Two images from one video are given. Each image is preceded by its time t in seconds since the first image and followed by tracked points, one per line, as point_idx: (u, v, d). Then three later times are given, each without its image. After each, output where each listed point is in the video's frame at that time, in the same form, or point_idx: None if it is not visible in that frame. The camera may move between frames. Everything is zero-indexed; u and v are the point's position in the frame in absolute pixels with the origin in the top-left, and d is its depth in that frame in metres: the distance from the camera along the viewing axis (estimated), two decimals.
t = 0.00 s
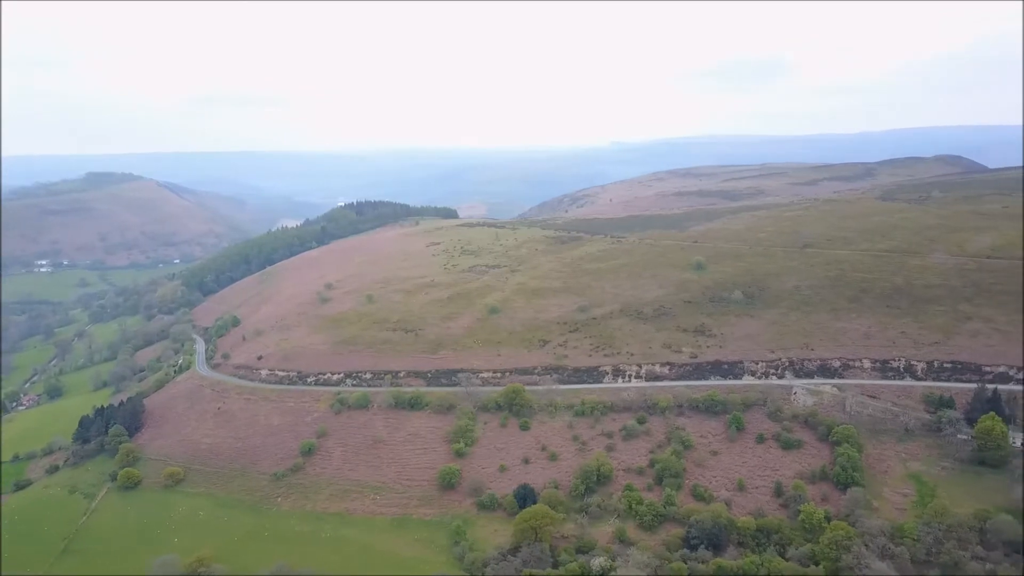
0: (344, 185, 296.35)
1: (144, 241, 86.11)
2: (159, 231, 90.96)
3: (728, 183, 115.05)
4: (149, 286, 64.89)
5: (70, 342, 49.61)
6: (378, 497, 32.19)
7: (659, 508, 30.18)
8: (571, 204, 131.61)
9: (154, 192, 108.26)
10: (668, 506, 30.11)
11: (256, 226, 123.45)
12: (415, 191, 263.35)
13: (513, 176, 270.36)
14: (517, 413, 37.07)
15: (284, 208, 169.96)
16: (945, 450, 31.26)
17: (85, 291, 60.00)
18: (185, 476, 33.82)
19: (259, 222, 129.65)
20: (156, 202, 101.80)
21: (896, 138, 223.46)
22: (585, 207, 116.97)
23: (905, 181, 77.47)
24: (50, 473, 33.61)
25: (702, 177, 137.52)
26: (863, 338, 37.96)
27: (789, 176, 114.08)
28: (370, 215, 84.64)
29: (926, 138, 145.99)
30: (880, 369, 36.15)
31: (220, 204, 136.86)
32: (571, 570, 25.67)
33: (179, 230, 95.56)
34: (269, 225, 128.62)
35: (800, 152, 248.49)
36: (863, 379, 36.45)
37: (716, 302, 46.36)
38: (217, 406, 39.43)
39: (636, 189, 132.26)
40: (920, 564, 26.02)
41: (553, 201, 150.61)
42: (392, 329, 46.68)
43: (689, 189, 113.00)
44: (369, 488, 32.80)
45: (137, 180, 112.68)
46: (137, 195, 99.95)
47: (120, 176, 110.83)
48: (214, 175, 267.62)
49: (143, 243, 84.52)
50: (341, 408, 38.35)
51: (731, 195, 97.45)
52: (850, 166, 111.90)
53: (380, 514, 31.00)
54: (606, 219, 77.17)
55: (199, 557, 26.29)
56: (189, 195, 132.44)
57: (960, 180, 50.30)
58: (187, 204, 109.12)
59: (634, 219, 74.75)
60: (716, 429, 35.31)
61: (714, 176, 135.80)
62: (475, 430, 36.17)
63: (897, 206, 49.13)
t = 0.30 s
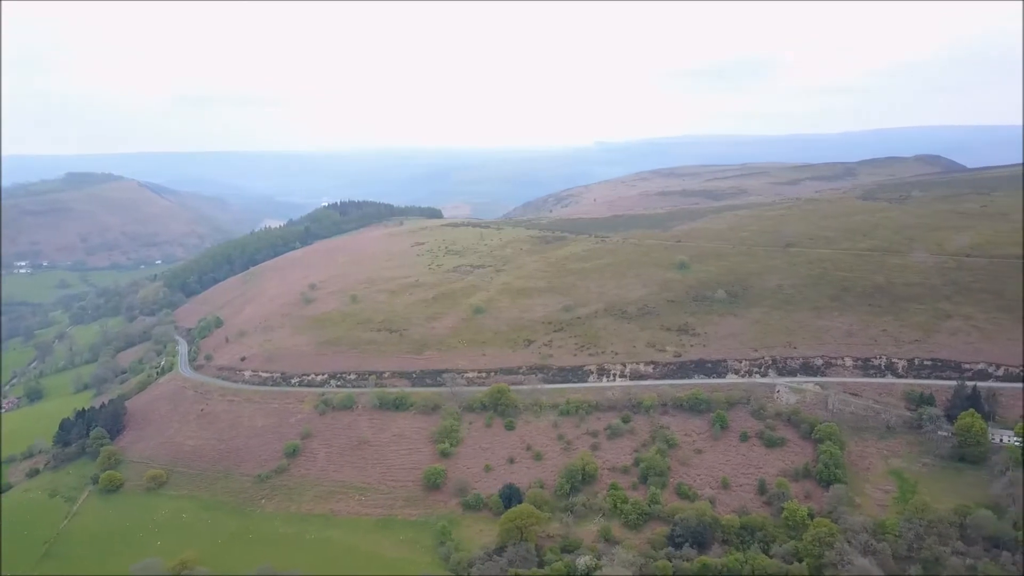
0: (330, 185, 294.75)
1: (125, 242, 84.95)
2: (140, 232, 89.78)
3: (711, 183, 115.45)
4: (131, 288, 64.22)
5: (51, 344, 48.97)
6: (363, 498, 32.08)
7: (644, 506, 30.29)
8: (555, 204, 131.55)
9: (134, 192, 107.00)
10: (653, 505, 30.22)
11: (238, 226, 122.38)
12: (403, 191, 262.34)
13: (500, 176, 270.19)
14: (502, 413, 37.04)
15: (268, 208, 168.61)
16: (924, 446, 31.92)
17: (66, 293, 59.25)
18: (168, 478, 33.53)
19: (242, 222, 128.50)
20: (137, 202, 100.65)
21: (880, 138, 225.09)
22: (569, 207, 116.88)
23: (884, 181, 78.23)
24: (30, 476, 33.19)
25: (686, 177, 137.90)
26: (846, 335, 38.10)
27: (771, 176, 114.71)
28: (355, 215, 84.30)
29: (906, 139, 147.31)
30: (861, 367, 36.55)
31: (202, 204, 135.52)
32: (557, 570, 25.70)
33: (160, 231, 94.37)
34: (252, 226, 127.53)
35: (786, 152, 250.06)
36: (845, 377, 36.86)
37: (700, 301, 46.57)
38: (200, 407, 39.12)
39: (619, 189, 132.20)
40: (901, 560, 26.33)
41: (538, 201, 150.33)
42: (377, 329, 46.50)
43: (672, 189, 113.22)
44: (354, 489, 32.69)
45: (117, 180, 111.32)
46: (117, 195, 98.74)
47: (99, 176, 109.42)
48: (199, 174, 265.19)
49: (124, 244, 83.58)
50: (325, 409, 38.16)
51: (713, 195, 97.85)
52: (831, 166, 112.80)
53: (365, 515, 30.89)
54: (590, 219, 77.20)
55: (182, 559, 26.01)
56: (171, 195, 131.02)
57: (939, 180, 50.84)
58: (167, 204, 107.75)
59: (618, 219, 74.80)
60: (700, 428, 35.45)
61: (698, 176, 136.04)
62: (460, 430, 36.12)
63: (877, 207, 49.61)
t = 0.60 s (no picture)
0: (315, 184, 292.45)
1: (103, 242, 83.70)
2: (119, 232, 88.48)
3: (693, 183, 115.76)
4: (110, 290, 63.38)
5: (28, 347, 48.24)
6: (345, 499, 31.94)
7: (627, 505, 30.41)
8: (538, 204, 131.29)
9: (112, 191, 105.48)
10: (635, 503, 30.33)
11: (218, 227, 120.99)
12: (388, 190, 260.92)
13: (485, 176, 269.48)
14: (485, 413, 37.01)
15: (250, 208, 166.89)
16: (902, 441, 32.19)
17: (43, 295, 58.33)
18: (148, 481, 33.22)
19: (222, 223, 127.13)
20: (115, 203, 99.27)
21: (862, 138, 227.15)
22: (551, 207, 116.82)
23: (861, 181, 79.11)
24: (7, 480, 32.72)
25: (668, 176, 138.09)
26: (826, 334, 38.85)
27: (751, 176, 115.17)
28: (336, 215, 83.83)
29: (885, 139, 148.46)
30: (841, 365, 37.05)
31: (182, 204, 133.87)
32: (539, 569, 25.77)
33: (139, 231, 93.05)
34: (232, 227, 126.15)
35: (770, 151, 251.29)
36: (824, 374, 37.33)
37: (681, 300, 46.81)
38: (181, 409, 38.79)
39: (602, 189, 132.19)
40: (881, 556, 26.68)
41: (521, 200, 150.03)
42: (358, 329, 46.24)
43: (653, 189, 113.46)
44: (336, 490, 32.51)
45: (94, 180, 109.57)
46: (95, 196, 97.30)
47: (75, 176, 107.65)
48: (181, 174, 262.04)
49: (103, 245, 82.52)
50: (307, 410, 37.91)
51: (695, 195, 98.17)
52: (811, 165, 113.77)
53: (348, 516, 30.75)
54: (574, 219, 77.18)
55: (163, 563, 25.76)
56: (150, 195, 129.37)
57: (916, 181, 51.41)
58: (146, 204, 106.23)
59: (600, 219, 74.75)
60: (682, 426, 35.59)
61: (679, 176, 136.45)
62: (442, 430, 36.05)
63: (856, 206, 50.08)
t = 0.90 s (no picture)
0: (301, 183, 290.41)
1: (84, 242, 82.46)
2: (100, 232, 87.30)
3: (677, 182, 116.07)
4: (91, 290, 62.59)
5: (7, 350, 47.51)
6: (331, 500, 31.81)
7: (612, 504, 30.46)
8: (522, 204, 131.08)
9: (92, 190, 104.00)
10: (621, 502, 30.39)
11: (201, 227, 119.78)
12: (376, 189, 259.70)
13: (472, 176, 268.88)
14: (470, 413, 36.98)
15: (235, 208, 165.44)
16: (885, 439, 32.46)
17: (22, 296, 57.43)
18: (130, 484, 32.92)
19: (205, 223, 125.85)
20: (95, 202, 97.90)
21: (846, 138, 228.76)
22: (534, 207, 116.66)
23: (840, 181, 79.85)
24: None
25: (652, 176, 138.36)
26: (808, 331, 40.05)
27: (734, 176, 115.65)
28: (320, 215, 83.42)
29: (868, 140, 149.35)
30: (823, 363, 37.35)
31: (164, 204, 132.32)
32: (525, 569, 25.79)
33: (121, 231, 91.81)
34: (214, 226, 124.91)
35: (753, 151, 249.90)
36: (807, 372, 37.57)
37: (665, 299, 46.99)
38: (163, 411, 38.48)
39: (585, 190, 132.02)
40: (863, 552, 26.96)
41: (506, 200, 149.63)
42: (342, 330, 46.03)
43: (637, 189, 113.61)
44: (321, 491, 32.37)
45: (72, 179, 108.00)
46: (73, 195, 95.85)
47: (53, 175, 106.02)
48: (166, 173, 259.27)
49: (83, 245, 81.36)
50: (291, 411, 37.70)
51: (679, 195, 98.49)
52: (794, 165, 114.37)
53: (333, 517, 30.61)
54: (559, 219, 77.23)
55: (146, 566, 25.48)
56: (131, 194, 127.81)
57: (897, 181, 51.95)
58: (126, 204, 104.65)
59: (585, 219, 74.86)
60: (667, 425, 35.71)
61: (663, 176, 136.81)
62: (428, 430, 35.97)
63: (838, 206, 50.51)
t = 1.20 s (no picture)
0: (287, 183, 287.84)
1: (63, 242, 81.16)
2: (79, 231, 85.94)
3: (660, 182, 116.32)
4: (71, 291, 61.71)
5: None
6: (315, 501, 31.66)
7: (597, 503, 30.51)
8: (506, 204, 130.84)
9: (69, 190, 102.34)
10: (605, 501, 30.47)
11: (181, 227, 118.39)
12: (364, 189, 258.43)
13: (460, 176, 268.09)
14: (455, 413, 36.90)
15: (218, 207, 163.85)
16: (866, 437, 32.75)
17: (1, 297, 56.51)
18: (111, 487, 32.61)
19: (186, 222, 124.40)
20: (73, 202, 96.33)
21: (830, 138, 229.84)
22: (517, 207, 116.41)
23: (819, 180, 80.46)
24: None
25: (636, 176, 138.65)
26: (790, 330, 40.35)
27: (717, 175, 116.14)
28: (303, 214, 82.95)
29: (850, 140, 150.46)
30: (805, 361, 37.63)
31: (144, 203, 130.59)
32: (510, 568, 25.83)
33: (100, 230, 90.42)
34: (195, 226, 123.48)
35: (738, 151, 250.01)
36: (790, 370, 37.82)
37: (649, 298, 47.15)
38: (145, 413, 38.13)
39: (569, 189, 131.82)
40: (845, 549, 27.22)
41: (490, 200, 149.13)
42: (326, 331, 45.78)
43: (619, 189, 113.56)
44: (305, 493, 32.22)
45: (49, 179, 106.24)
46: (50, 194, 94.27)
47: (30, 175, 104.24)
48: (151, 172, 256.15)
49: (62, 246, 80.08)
50: (275, 412, 37.47)
51: (662, 194, 98.78)
52: (775, 165, 114.96)
53: (317, 518, 30.50)
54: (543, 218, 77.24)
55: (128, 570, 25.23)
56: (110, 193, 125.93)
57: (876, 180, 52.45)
58: (106, 202, 103.07)
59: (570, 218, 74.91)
60: (651, 424, 35.81)
61: (646, 175, 136.85)
62: (412, 431, 35.87)
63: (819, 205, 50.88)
